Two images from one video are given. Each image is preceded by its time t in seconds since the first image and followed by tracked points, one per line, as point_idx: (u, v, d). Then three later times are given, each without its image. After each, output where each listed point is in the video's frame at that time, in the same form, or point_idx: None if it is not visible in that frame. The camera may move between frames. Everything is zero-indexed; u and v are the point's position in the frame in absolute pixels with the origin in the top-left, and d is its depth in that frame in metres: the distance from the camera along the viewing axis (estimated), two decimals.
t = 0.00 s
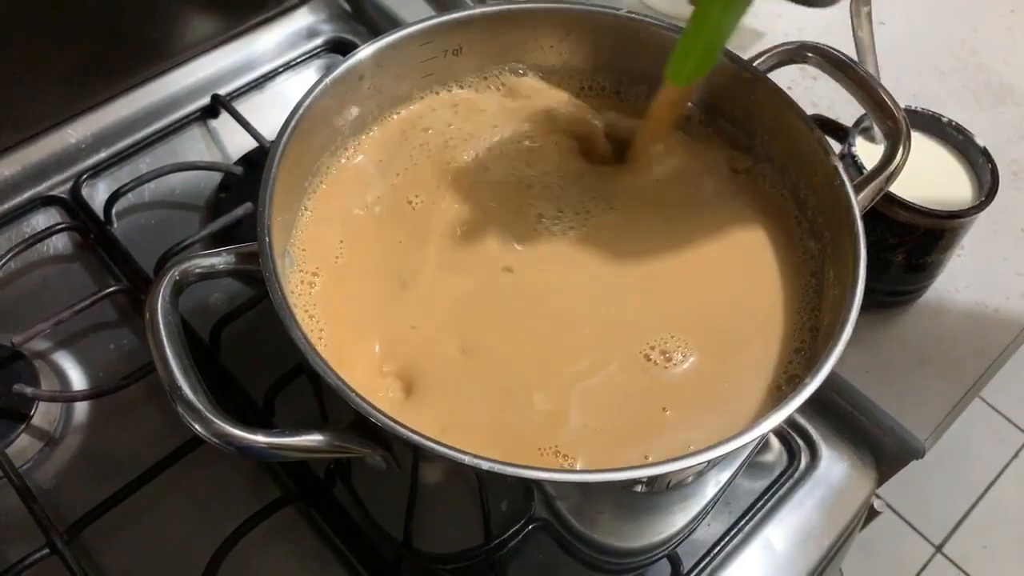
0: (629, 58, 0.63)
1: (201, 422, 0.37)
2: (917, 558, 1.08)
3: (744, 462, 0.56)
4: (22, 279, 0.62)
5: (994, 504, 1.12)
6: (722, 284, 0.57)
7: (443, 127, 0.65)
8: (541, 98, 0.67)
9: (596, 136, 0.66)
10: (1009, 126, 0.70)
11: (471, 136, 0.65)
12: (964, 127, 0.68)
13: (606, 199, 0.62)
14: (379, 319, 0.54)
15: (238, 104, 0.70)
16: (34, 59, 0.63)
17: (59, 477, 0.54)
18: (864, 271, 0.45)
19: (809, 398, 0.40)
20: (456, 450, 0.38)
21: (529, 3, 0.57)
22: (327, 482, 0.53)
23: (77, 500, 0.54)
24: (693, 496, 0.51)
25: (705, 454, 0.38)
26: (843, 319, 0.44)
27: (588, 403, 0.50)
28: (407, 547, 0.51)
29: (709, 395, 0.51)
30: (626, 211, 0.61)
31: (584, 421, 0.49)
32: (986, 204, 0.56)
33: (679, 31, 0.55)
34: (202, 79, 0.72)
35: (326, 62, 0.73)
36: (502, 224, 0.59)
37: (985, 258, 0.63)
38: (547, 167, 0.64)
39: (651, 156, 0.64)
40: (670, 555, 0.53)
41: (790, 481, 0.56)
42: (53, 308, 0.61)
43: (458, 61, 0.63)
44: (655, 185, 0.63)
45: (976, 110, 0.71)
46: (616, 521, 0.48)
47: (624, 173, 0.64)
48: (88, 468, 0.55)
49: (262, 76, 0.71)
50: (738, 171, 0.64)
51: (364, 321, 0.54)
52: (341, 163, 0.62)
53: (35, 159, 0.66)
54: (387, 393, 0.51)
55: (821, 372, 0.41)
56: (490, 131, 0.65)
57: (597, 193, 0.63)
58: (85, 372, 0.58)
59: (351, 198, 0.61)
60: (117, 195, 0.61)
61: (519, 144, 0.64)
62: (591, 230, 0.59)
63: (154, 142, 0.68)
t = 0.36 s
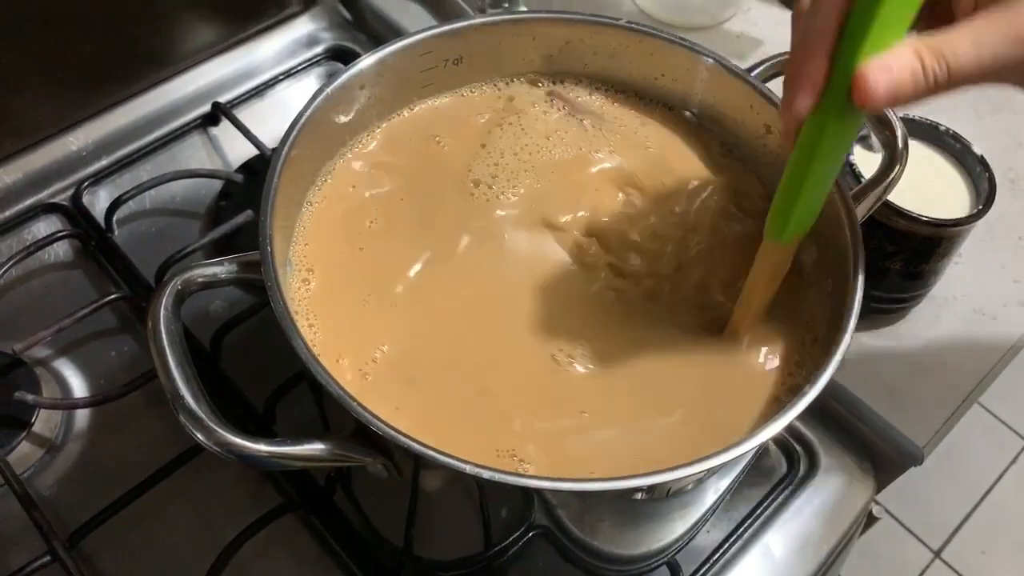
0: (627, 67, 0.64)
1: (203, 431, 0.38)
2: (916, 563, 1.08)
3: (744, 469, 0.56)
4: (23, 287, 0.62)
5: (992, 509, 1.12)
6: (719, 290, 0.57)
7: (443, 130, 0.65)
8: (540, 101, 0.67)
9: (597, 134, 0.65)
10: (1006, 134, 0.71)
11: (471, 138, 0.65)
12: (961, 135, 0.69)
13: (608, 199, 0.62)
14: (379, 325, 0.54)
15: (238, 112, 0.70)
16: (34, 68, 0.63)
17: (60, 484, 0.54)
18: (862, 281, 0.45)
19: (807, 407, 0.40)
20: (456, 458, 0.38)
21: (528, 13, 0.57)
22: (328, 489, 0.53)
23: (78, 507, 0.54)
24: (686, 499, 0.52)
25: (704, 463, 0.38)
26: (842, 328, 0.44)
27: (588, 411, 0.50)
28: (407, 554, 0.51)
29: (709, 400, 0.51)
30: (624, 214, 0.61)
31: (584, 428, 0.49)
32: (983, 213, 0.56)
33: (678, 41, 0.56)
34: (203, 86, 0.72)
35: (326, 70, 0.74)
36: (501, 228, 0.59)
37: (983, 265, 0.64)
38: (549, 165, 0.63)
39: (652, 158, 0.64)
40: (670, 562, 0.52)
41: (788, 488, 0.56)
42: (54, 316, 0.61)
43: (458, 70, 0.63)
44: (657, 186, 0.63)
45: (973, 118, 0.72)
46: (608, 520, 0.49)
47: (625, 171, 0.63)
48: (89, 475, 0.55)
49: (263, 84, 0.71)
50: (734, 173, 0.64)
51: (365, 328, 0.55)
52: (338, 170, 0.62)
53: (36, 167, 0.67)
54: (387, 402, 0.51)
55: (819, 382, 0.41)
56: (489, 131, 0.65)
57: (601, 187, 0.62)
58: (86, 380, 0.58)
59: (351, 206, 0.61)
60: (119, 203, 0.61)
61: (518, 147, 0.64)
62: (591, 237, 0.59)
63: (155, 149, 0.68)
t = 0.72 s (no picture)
0: (624, 72, 0.63)
1: (199, 438, 0.38)
2: (914, 565, 1.08)
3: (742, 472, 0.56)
4: (19, 291, 0.62)
5: (991, 512, 1.12)
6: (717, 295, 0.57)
7: (437, 139, 0.65)
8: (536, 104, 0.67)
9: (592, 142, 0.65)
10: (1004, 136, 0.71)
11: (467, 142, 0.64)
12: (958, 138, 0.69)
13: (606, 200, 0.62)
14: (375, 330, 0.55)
15: (235, 116, 0.70)
16: (31, 72, 0.63)
17: (56, 489, 0.54)
18: (857, 289, 0.45)
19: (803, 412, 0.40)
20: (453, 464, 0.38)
21: (523, 17, 0.57)
22: (325, 493, 0.52)
23: (74, 512, 0.54)
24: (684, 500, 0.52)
25: (701, 468, 0.38)
26: (838, 335, 0.44)
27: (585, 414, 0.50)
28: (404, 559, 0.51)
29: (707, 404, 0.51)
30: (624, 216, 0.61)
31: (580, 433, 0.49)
32: (979, 216, 0.56)
33: (675, 45, 0.56)
34: (200, 90, 0.72)
35: (323, 73, 0.73)
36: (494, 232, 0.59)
37: (980, 267, 0.64)
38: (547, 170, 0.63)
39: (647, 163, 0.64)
40: (668, 566, 0.52)
41: (786, 491, 0.56)
42: (50, 320, 0.61)
43: (455, 74, 0.63)
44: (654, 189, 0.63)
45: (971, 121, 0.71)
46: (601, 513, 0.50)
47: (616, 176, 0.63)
48: (85, 480, 0.55)
49: (260, 87, 0.71)
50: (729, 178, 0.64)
51: (363, 334, 0.55)
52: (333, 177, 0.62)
53: (32, 170, 0.66)
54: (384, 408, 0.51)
55: (816, 387, 0.41)
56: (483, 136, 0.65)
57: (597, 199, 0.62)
58: (82, 385, 0.58)
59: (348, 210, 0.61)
60: (115, 207, 0.61)
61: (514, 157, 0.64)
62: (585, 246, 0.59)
63: (151, 153, 0.68)
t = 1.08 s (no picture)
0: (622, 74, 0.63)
1: (196, 443, 0.37)
2: (915, 566, 1.08)
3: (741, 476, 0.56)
4: (17, 296, 0.61)
5: (990, 513, 1.12)
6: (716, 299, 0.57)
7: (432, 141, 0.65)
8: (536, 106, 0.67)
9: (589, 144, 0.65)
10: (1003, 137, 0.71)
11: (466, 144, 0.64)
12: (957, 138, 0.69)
13: (609, 202, 0.61)
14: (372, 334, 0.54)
15: (233, 119, 0.70)
16: (27, 76, 0.63)
17: (54, 494, 0.54)
18: (858, 291, 0.45)
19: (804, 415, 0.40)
20: (451, 470, 0.38)
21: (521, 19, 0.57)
22: (324, 497, 0.52)
23: (72, 517, 0.53)
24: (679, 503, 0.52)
25: (700, 473, 0.38)
26: (838, 337, 0.44)
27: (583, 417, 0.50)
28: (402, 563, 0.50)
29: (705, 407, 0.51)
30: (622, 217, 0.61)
31: (579, 436, 0.49)
32: (979, 216, 0.56)
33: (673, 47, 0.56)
34: (198, 93, 0.72)
35: (321, 76, 0.73)
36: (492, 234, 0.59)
37: (980, 268, 0.64)
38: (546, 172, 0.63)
39: (650, 166, 0.64)
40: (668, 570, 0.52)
41: (786, 494, 0.56)
42: (47, 325, 0.60)
43: (452, 77, 0.63)
44: (657, 193, 0.63)
45: (969, 122, 0.71)
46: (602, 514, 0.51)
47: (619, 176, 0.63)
48: (84, 485, 0.55)
49: (257, 90, 0.71)
50: (734, 180, 0.64)
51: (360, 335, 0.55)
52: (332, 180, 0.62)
53: (29, 175, 0.66)
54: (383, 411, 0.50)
55: (815, 391, 0.41)
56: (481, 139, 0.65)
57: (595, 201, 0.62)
58: (80, 389, 0.58)
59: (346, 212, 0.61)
60: (113, 211, 0.61)
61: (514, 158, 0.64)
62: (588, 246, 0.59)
63: (149, 157, 0.68)
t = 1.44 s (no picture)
0: (624, 76, 0.63)
1: (200, 447, 0.37)
2: (919, 567, 1.08)
3: (745, 477, 0.55)
4: (19, 299, 0.61)
5: (995, 514, 1.11)
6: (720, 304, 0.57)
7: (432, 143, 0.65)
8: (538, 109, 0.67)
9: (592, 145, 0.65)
10: (1006, 137, 0.71)
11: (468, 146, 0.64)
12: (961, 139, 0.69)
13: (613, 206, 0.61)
14: (376, 339, 0.54)
15: (235, 122, 0.70)
16: (30, 77, 0.63)
17: (57, 498, 0.54)
18: (862, 294, 0.45)
19: (809, 416, 0.40)
20: (456, 473, 0.38)
21: (522, 22, 0.57)
22: (327, 500, 0.52)
23: (75, 521, 0.53)
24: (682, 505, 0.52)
25: (705, 475, 0.38)
26: (842, 339, 0.44)
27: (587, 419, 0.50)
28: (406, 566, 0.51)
29: (708, 409, 0.51)
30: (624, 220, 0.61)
31: (583, 438, 0.49)
32: (983, 216, 0.56)
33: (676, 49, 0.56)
34: (199, 96, 0.72)
35: (323, 79, 0.73)
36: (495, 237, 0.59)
37: (984, 268, 0.64)
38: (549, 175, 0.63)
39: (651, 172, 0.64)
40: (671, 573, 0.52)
41: (790, 496, 0.56)
42: (50, 328, 0.60)
43: (455, 80, 0.63)
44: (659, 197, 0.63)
45: (971, 122, 0.71)
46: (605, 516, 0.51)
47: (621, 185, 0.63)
48: (87, 488, 0.54)
49: (259, 93, 0.71)
50: (737, 187, 0.64)
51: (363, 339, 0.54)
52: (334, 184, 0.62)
53: (31, 178, 0.66)
54: (386, 416, 0.50)
55: (820, 392, 0.41)
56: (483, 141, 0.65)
57: (598, 206, 0.62)
58: (83, 393, 0.58)
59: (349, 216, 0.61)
60: (115, 214, 0.61)
61: (516, 162, 0.64)
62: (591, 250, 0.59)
63: (151, 160, 0.68)
